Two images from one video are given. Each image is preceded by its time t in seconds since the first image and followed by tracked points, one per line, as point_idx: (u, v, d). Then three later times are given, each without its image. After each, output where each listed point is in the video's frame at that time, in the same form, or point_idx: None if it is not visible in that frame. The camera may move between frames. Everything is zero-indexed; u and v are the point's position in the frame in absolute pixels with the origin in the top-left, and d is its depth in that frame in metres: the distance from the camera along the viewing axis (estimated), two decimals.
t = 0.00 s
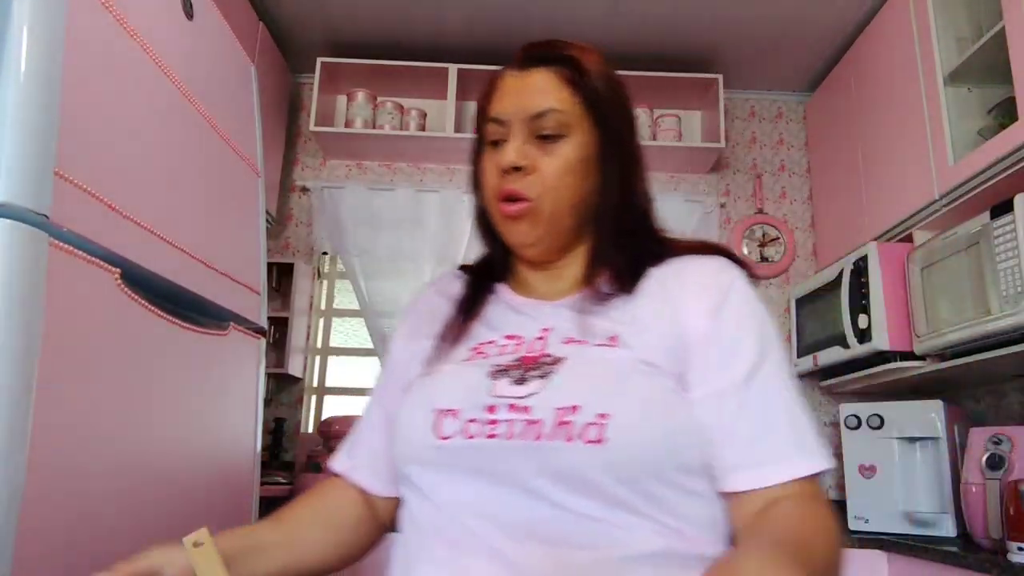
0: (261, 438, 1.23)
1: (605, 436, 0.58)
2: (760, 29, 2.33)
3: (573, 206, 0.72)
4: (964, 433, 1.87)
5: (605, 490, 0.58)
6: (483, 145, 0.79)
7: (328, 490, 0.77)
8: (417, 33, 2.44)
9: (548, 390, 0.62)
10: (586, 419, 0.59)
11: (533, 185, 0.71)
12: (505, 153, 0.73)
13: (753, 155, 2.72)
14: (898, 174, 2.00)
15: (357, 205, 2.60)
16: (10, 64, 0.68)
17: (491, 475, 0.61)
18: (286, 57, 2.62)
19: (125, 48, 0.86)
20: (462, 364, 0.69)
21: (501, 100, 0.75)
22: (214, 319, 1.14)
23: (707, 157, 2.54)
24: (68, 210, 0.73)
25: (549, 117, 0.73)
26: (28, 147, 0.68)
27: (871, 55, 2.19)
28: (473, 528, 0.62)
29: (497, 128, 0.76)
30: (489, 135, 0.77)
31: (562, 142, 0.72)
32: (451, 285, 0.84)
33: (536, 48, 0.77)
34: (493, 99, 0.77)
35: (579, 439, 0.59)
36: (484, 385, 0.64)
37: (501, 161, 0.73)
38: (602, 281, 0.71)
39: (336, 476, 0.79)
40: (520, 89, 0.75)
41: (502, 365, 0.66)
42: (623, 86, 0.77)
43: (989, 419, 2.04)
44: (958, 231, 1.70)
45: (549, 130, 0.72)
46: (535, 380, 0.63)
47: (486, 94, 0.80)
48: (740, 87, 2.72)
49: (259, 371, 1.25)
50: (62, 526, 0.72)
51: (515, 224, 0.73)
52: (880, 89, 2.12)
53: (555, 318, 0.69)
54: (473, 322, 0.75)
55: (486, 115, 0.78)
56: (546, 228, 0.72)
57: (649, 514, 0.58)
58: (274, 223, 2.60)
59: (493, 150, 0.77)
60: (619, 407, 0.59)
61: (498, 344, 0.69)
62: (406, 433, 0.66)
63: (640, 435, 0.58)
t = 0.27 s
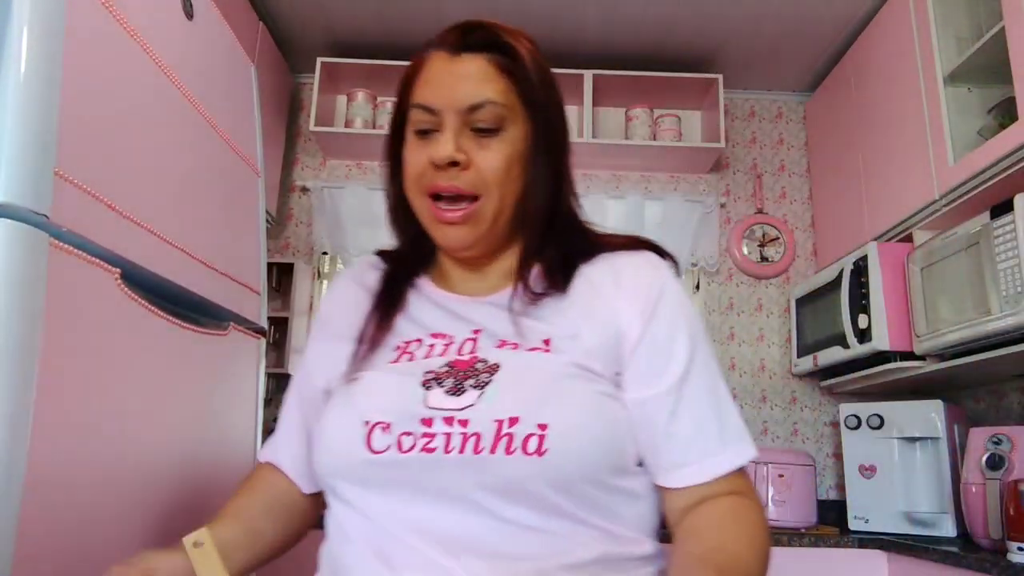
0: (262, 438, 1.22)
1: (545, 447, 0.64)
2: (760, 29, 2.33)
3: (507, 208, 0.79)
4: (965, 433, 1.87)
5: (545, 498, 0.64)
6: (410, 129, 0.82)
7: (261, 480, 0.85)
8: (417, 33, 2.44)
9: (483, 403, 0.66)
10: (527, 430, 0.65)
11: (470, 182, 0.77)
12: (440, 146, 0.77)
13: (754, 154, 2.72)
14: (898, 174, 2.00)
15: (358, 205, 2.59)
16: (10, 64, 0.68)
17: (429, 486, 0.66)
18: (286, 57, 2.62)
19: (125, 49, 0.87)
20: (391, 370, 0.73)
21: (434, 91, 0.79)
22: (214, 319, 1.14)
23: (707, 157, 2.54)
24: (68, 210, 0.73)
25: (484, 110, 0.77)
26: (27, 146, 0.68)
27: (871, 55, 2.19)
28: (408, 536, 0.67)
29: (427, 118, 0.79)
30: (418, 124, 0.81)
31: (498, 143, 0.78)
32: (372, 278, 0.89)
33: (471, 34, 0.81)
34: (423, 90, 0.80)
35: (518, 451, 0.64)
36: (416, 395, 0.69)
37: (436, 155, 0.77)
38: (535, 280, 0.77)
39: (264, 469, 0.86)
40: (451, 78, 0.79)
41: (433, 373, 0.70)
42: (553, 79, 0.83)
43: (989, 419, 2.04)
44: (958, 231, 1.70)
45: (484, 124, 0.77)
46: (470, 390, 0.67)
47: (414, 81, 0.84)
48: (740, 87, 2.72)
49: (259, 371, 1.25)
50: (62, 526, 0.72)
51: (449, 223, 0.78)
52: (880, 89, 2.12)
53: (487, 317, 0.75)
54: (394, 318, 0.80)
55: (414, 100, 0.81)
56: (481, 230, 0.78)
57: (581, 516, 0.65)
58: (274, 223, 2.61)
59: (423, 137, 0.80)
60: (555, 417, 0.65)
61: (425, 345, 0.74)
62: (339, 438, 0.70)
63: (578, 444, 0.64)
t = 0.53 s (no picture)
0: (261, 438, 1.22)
1: (531, 463, 0.66)
2: (760, 29, 2.33)
3: (489, 203, 0.82)
4: (964, 434, 1.88)
5: (536, 509, 0.67)
6: (391, 122, 0.84)
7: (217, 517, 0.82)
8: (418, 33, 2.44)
9: (467, 425, 0.68)
10: (513, 448, 0.67)
11: (458, 177, 0.79)
12: (427, 140, 0.79)
13: (754, 155, 2.72)
14: (898, 174, 2.00)
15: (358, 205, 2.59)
16: (10, 64, 0.68)
17: (420, 508, 0.68)
18: (286, 57, 2.62)
19: (125, 49, 0.87)
20: (368, 391, 0.74)
21: (421, 83, 0.82)
22: (214, 319, 1.14)
23: (707, 156, 2.54)
24: (68, 210, 0.73)
25: (471, 106, 0.81)
26: (27, 145, 0.68)
27: (871, 55, 2.18)
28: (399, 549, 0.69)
29: (412, 110, 0.82)
30: (401, 115, 0.83)
31: (484, 139, 0.81)
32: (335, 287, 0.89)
33: (455, 29, 0.85)
34: (409, 82, 0.83)
35: (507, 470, 0.66)
36: (397, 421, 0.70)
37: (423, 148, 0.79)
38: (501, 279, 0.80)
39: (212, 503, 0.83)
40: (438, 73, 0.82)
41: (412, 395, 0.72)
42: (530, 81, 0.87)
43: (990, 419, 2.03)
44: (958, 231, 1.70)
45: (471, 119, 0.81)
46: (452, 411, 0.69)
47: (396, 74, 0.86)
48: (740, 87, 2.72)
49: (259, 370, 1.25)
50: (62, 526, 0.72)
51: (433, 218, 0.80)
52: (880, 89, 2.12)
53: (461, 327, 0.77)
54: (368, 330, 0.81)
55: (397, 94, 0.84)
56: (465, 225, 0.81)
57: (563, 517, 0.68)
58: (274, 223, 2.61)
59: (407, 131, 0.83)
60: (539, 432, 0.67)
61: (402, 362, 0.76)
62: (319, 460, 0.72)
63: (564, 456, 0.67)
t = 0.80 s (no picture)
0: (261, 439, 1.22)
1: (568, 469, 0.68)
2: (760, 29, 2.33)
3: (516, 180, 0.84)
4: (964, 434, 1.88)
5: (569, 513, 0.69)
6: (418, 104, 0.87)
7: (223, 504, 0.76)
8: (417, 33, 2.44)
9: (505, 434, 0.69)
10: (549, 455, 0.68)
11: (491, 148, 0.82)
12: (462, 114, 0.82)
13: (754, 155, 2.72)
14: (898, 174, 2.00)
15: (358, 205, 2.59)
16: (10, 63, 0.68)
17: (454, 516, 0.69)
18: (286, 57, 2.62)
19: (125, 49, 0.87)
20: (397, 398, 0.74)
21: (453, 64, 0.86)
22: (214, 319, 1.14)
23: (707, 156, 2.54)
24: (68, 210, 0.73)
25: (502, 85, 0.86)
26: (28, 145, 0.68)
27: (871, 55, 2.18)
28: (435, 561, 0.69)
29: (443, 90, 0.86)
30: (431, 95, 0.86)
31: (513, 117, 0.85)
32: (349, 280, 0.89)
33: (481, 22, 0.90)
34: (440, 64, 0.87)
35: (545, 477, 0.67)
36: (432, 432, 0.70)
37: (458, 120, 0.82)
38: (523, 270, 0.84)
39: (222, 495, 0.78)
40: (471, 56, 0.87)
41: (444, 406, 0.71)
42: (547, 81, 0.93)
43: (990, 419, 2.03)
44: (958, 231, 1.70)
45: (502, 97, 0.85)
46: (489, 420, 0.69)
47: (422, 62, 0.90)
48: (740, 87, 2.72)
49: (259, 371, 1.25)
50: (62, 526, 0.72)
51: (462, 189, 0.82)
52: (880, 89, 2.12)
53: (484, 329, 0.77)
54: (389, 332, 0.81)
55: (427, 74, 0.88)
56: (495, 199, 0.83)
57: (591, 520, 0.70)
58: (274, 223, 2.61)
59: (437, 108, 0.86)
60: (572, 437, 0.69)
61: (429, 370, 0.76)
62: (348, 469, 0.72)
63: (595, 459, 0.69)
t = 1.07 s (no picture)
0: (261, 439, 1.23)
1: (624, 482, 0.65)
2: (760, 29, 2.33)
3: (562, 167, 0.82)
4: (964, 434, 1.88)
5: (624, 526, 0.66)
6: (456, 95, 0.85)
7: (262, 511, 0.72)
8: (417, 33, 2.44)
9: (562, 446, 0.66)
10: (606, 467, 0.65)
11: (538, 132, 0.79)
12: (505, 100, 0.81)
13: (753, 155, 2.72)
14: (898, 173, 2.00)
15: (358, 205, 2.60)
16: (10, 63, 0.68)
17: (508, 527, 0.66)
18: (286, 57, 2.62)
19: (125, 49, 0.87)
20: (444, 402, 0.70)
21: (491, 55, 0.85)
22: (214, 319, 1.13)
23: (707, 156, 2.54)
24: (68, 210, 0.73)
25: (541, 73, 0.85)
26: (28, 146, 0.68)
27: (871, 55, 2.18)
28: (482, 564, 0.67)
29: (482, 80, 0.84)
30: (471, 86, 0.85)
31: (556, 104, 0.83)
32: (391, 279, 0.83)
33: (514, 17, 0.90)
34: (478, 55, 0.86)
35: (601, 489, 0.65)
36: (486, 438, 0.67)
37: (502, 106, 0.80)
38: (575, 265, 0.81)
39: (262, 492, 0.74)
40: (508, 47, 0.86)
41: (499, 412, 0.68)
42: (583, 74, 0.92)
43: (989, 419, 2.03)
44: (958, 231, 1.70)
45: (543, 84, 0.84)
46: (545, 429, 0.67)
47: (457, 56, 0.88)
48: (740, 87, 2.72)
49: (259, 370, 1.25)
50: (62, 526, 0.72)
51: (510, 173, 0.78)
52: (880, 89, 2.13)
53: (535, 332, 0.74)
54: (437, 334, 0.76)
55: (464, 66, 0.86)
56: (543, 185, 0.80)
57: (645, 530, 0.68)
58: (274, 223, 2.61)
59: (476, 98, 0.84)
60: (629, 449, 0.67)
61: (477, 371, 0.72)
62: (398, 480, 0.68)
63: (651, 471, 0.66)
